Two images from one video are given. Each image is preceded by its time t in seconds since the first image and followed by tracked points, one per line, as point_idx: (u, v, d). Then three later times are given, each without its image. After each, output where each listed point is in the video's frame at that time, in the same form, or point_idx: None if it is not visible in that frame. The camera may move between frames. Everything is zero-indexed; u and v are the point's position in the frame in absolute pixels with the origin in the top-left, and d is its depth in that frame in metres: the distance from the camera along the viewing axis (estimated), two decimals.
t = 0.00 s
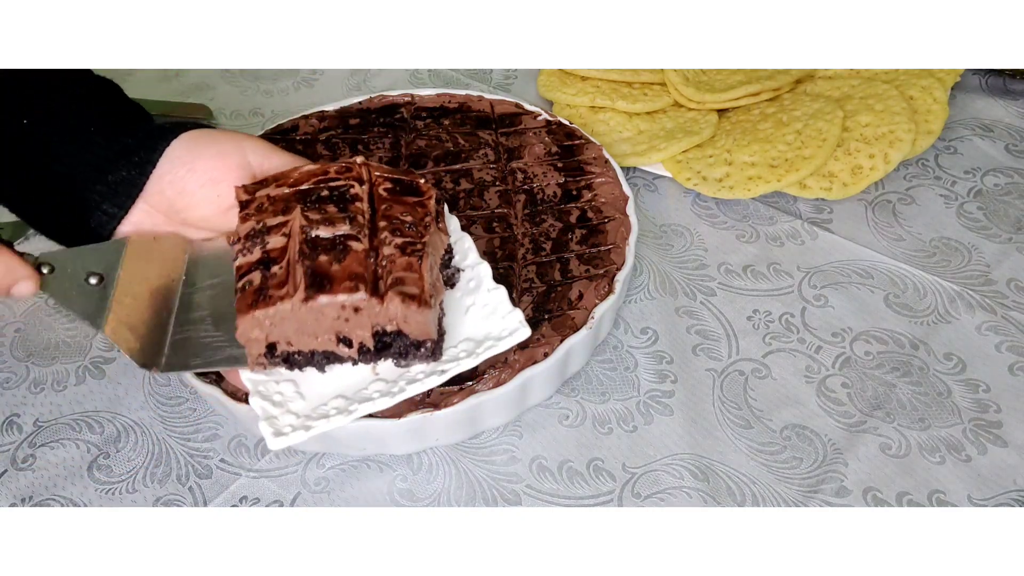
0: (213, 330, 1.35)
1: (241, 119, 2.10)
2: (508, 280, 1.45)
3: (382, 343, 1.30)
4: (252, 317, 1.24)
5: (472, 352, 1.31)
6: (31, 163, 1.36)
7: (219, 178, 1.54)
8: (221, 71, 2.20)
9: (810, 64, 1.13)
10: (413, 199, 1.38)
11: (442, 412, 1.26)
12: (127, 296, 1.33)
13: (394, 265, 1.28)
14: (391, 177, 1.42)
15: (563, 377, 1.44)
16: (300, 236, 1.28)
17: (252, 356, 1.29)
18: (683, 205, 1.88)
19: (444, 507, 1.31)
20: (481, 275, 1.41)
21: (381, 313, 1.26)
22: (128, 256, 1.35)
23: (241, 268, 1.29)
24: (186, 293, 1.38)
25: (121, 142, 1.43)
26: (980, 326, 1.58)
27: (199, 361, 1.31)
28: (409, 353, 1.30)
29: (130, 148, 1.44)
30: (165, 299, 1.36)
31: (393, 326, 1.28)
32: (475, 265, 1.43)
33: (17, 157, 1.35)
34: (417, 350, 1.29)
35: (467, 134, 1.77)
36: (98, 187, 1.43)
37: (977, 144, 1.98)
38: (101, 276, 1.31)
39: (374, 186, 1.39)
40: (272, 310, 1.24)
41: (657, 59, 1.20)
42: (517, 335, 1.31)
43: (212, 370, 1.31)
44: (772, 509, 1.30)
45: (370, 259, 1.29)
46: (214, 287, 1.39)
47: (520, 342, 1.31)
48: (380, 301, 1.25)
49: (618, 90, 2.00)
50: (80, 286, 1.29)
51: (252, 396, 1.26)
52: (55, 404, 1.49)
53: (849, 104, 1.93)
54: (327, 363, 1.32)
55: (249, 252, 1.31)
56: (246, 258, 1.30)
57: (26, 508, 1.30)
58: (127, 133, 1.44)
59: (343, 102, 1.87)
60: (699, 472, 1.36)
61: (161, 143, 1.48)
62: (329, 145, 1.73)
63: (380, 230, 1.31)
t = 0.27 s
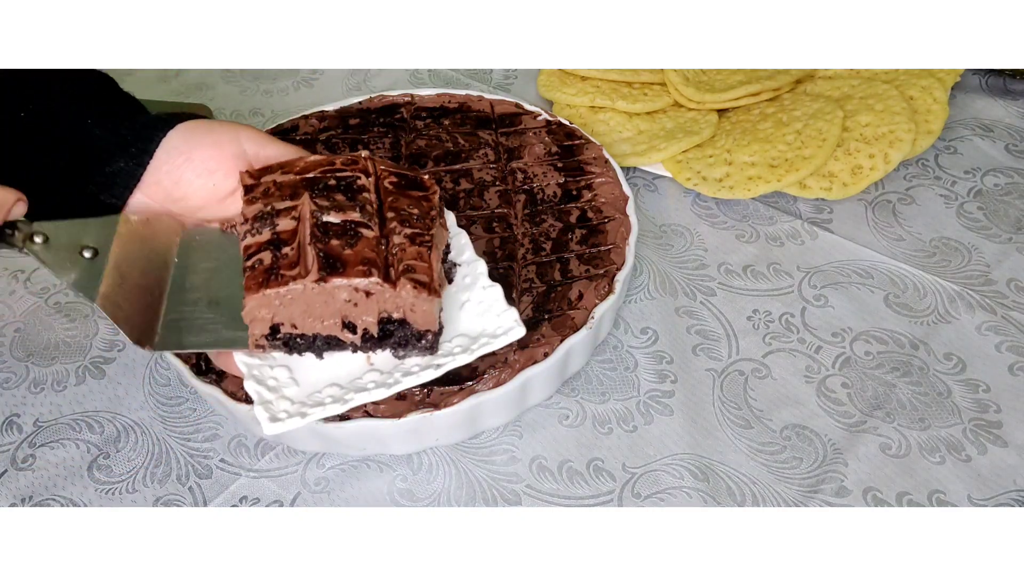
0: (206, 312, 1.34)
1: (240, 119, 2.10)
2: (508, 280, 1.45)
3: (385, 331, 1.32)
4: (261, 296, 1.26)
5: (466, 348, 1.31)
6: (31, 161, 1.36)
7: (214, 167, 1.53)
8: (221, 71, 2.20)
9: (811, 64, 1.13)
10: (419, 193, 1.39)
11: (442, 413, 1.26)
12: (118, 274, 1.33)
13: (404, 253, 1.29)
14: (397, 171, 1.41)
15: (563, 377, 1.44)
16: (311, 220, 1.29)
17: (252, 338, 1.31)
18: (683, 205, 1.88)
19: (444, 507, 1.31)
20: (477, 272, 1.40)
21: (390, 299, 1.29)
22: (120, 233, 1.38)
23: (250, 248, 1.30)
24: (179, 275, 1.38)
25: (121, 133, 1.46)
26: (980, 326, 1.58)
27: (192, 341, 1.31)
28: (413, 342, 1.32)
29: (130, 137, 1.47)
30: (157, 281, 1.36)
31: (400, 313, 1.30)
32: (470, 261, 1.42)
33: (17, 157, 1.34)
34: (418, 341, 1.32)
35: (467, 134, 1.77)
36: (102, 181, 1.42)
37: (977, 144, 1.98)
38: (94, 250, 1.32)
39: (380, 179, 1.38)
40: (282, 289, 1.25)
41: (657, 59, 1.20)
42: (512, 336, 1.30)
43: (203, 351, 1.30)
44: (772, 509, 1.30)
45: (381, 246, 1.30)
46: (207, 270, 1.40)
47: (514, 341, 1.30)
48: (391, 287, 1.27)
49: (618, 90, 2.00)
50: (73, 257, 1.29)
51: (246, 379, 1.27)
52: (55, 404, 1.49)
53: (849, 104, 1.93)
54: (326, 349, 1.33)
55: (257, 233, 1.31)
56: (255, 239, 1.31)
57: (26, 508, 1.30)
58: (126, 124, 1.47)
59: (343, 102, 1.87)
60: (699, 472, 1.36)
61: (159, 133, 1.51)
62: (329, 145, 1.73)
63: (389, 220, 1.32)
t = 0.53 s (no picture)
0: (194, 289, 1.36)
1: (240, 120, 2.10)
2: (508, 280, 1.45)
3: (372, 318, 1.35)
4: (249, 278, 1.27)
5: (454, 339, 1.34)
6: (32, 161, 1.47)
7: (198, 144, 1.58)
8: (220, 71, 2.20)
9: (812, 64, 1.13)
10: (413, 176, 1.39)
11: (442, 413, 1.26)
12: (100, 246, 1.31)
13: (395, 241, 1.32)
14: (391, 152, 1.41)
15: (563, 377, 1.44)
16: (301, 202, 1.30)
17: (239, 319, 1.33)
18: (683, 205, 1.88)
19: (444, 507, 1.31)
20: (468, 262, 1.44)
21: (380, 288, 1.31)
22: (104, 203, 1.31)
23: (239, 229, 1.31)
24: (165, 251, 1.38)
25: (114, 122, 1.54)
26: (980, 326, 1.58)
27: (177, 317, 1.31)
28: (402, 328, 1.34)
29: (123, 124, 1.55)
30: (141, 257, 1.34)
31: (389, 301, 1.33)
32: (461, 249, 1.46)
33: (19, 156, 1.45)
34: (406, 328, 1.34)
35: (467, 134, 1.77)
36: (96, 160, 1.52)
37: (977, 144, 1.98)
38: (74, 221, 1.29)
39: (373, 161, 1.38)
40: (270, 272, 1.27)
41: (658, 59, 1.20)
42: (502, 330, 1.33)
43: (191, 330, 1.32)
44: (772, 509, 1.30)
45: (372, 232, 1.32)
46: (194, 249, 1.41)
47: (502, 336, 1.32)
48: (381, 275, 1.29)
49: (618, 90, 2.00)
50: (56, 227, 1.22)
51: (229, 356, 1.29)
52: (55, 404, 1.49)
53: (849, 104, 1.93)
54: (312, 332, 1.36)
55: (247, 213, 1.33)
56: (243, 219, 1.32)
57: (26, 508, 1.30)
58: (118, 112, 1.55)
59: (343, 102, 1.87)
60: (699, 472, 1.36)
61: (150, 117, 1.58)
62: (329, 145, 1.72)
63: (381, 205, 1.33)
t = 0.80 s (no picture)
0: (179, 267, 1.35)
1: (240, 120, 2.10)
2: (508, 280, 1.45)
3: (364, 299, 1.36)
4: (243, 249, 1.27)
5: (445, 323, 1.35)
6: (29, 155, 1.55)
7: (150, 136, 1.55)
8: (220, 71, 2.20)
9: (813, 64, 1.13)
10: (409, 161, 1.41)
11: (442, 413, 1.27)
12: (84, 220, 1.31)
13: (391, 219, 1.33)
14: (388, 138, 1.43)
15: (563, 377, 1.44)
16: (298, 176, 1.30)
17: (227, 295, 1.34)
18: (683, 205, 1.88)
19: (443, 507, 1.31)
20: (461, 252, 1.45)
21: (374, 266, 1.33)
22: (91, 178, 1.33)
23: (233, 202, 1.30)
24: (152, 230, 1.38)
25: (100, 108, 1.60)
26: (980, 326, 1.58)
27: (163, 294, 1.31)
28: (395, 308, 1.35)
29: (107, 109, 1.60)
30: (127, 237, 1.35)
31: (383, 279, 1.34)
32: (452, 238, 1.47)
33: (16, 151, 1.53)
34: (398, 310, 1.35)
35: (467, 134, 1.77)
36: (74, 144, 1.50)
37: (977, 144, 1.98)
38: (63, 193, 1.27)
39: (370, 144, 1.40)
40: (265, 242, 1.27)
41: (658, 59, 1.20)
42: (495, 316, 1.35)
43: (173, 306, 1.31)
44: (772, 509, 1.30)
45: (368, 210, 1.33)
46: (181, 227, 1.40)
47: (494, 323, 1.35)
48: (377, 250, 1.30)
49: (618, 90, 1.99)
50: (42, 202, 1.24)
51: (213, 330, 1.32)
52: (55, 404, 1.49)
53: (849, 104, 1.93)
54: (301, 313, 1.37)
55: (241, 186, 1.31)
56: (237, 192, 1.31)
57: (26, 508, 1.30)
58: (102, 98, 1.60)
59: (343, 102, 1.87)
60: (699, 472, 1.36)
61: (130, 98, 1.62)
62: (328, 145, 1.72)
63: (377, 185, 1.35)
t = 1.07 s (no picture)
0: (160, 258, 1.33)
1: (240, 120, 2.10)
2: (508, 280, 1.45)
3: (348, 292, 1.34)
4: (227, 231, 1.25)
5: (427, 320, 1.34)
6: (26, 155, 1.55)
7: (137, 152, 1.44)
8: (220, 71, 2.20)
9: (814, 63, 1.13)
10: (398, 159, 1.40)
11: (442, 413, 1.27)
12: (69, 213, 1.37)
13: (379, 209, 1.31)
14: (377, 138, 1.41)
15: (563, 377, 1.44)
16: (285, 164, 1.28)
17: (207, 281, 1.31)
18: (683, 205, 1.88)
19: (443, 507, 1.31)
20: (445, 253, 1.43)
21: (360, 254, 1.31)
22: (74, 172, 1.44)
23: (218, 187, 1.27)
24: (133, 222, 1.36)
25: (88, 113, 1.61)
26: (980, 326, 1.58)
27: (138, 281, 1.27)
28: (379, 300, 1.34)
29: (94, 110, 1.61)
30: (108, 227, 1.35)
31: (368, 269, 1.32)
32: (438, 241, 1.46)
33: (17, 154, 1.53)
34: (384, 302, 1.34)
35: (467, 134, 1.77)
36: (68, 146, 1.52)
37: (977, 144, 1.98)
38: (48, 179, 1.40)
39: (358, 142, 1.38)
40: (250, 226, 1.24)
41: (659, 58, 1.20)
42: (475, 316, 1.34)
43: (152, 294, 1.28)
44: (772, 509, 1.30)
45: (356, 200, 1.31)
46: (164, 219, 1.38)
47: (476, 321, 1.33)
48: (364, 238, 1.28)
49: (618, 90, 2.00)
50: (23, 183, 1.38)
51: (190, 314, 1.32)
52: (55, 404, 1.49)
53: (849, 104, 1.93)
54: (281, 305, 1.36)
55: (227, 173, 1.28)
56: (223, 178, 1.28)
57: (26, 508, 1.30)
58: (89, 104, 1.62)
59: (342, 102, 1.87)
60: (699, 472, 1.36)
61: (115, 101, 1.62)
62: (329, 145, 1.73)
63: (365, 179, 1.33)
